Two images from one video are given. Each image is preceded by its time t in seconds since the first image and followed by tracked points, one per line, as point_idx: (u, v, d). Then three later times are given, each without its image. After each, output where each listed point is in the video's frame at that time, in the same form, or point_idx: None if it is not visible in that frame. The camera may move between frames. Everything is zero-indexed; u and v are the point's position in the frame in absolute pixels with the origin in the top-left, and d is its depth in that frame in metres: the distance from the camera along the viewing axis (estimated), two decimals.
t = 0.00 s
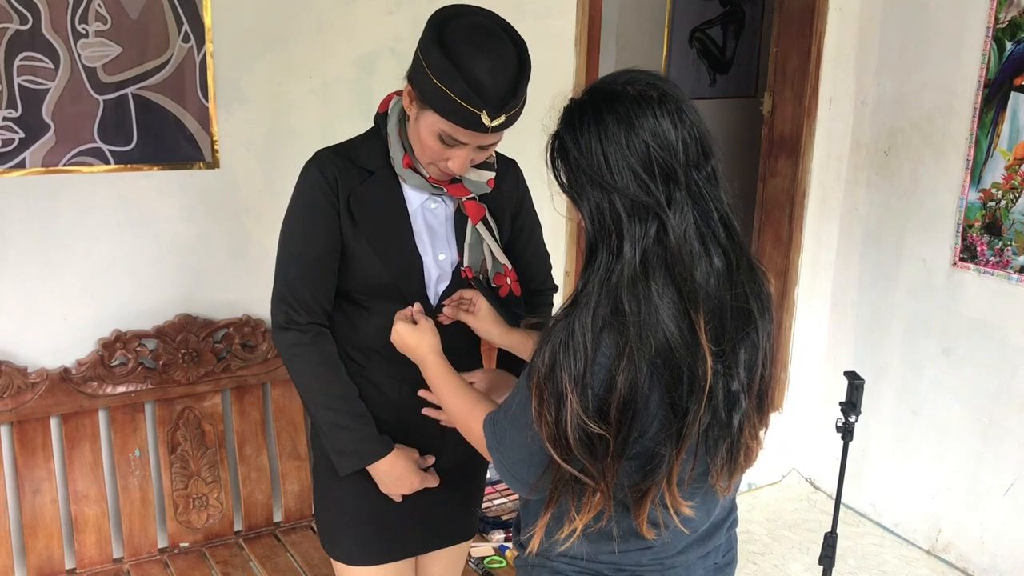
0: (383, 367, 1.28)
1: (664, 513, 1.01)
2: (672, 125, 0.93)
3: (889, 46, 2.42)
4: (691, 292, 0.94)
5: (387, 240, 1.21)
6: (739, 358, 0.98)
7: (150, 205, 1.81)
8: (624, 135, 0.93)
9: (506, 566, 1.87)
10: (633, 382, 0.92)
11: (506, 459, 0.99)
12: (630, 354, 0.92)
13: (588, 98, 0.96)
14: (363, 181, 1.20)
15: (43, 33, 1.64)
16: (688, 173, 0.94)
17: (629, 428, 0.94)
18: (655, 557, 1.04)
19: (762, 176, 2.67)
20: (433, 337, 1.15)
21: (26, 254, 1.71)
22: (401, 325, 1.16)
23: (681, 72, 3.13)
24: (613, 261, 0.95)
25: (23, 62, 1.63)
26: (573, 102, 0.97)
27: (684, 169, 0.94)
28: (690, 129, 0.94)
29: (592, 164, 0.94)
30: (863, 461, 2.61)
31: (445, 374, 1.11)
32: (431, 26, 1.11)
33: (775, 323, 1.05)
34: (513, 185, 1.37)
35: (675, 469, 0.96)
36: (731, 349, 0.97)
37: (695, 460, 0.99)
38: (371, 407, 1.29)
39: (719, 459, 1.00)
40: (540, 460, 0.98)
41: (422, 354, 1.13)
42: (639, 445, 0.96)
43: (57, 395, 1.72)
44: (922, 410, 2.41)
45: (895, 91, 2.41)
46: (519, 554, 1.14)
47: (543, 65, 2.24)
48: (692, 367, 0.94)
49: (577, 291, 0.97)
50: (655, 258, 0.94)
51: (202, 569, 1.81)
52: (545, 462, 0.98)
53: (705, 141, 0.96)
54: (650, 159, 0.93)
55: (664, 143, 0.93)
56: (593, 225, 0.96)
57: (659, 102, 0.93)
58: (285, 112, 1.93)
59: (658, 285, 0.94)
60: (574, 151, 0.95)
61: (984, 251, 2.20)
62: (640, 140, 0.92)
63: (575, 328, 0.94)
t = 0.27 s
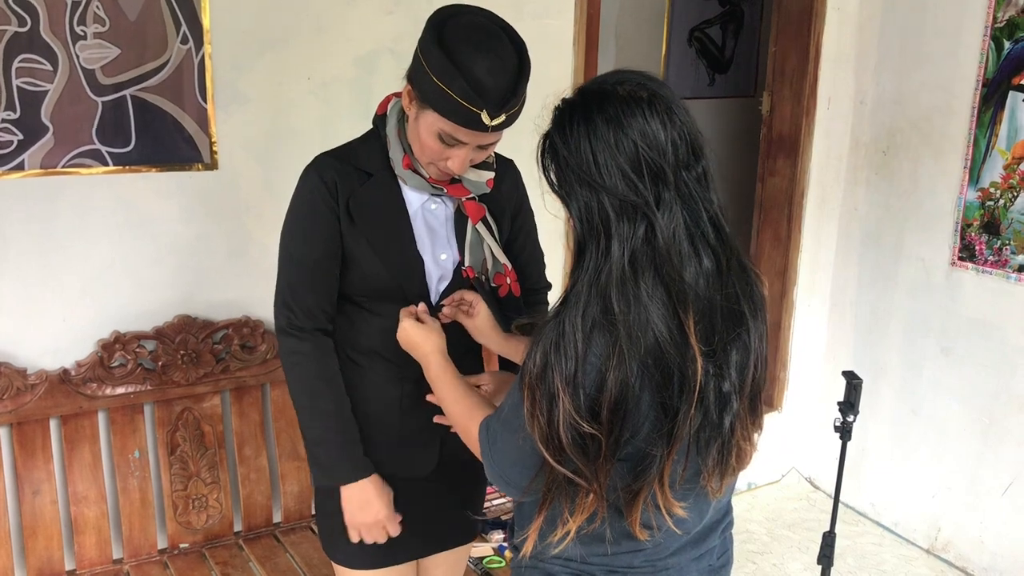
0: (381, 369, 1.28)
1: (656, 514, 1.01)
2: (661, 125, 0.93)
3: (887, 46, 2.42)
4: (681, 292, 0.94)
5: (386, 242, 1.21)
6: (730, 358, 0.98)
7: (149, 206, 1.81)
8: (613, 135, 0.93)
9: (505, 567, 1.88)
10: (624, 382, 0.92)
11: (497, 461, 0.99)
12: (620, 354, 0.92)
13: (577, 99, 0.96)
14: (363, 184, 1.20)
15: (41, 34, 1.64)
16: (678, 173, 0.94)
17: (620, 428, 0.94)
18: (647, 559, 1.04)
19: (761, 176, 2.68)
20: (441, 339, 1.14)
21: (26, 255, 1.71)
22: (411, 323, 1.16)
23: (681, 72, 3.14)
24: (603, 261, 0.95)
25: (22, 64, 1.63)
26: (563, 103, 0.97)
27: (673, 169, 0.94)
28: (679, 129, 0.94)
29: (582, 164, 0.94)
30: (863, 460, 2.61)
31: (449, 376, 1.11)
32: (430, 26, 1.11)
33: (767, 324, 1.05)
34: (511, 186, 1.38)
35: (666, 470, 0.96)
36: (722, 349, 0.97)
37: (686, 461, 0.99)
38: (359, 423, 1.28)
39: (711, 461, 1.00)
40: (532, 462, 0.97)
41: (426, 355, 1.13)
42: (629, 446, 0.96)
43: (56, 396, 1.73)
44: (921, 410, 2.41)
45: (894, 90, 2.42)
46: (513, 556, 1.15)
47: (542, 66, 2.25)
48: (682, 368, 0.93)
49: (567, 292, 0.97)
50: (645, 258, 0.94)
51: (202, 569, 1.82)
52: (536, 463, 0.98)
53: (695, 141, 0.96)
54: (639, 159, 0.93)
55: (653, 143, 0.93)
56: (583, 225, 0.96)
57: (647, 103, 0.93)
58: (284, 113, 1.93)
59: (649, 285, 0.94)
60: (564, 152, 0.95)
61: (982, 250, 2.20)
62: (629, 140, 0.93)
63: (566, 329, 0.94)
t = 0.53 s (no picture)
0: (380, 373, 1.28)
1: (649, 515, 1.02)
2: (648, 129, 0.94)
3: (883, 46, 2.43)
4: (671, 295, 0.94)
5: (384, 246, 1.21)
6: (721, 359, 0.98)
7: (147, 211, 1.82)
8: (601, 140, 0.93)
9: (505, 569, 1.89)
10: (617, 386, 0.92)
11: (490, 467, 0.99)
12: (611, 358, 0.92)
13: (565, 104, 0.97)
14: (359, 189, 1.20)
15: (39, 41, 1.65)
16: (666, 178, 0.95)
17: (612, 431, 0.94)
18: (641, 562, 1.04)
19: (758, 177, 2.68)
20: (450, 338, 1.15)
21: (25, 261, 1.72)
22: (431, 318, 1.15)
23: (678, 74, 3.14)
24: (593, 266, 0.96)
25: (19, 71, 1.64)
26: (550, 108, 0.98)
27: (661, 173, 0.95)
28: (666, 133, 0.95)
29: (570, 169, 0.95)
30: (862, 460, 2.61)
31: (449, 380, 1.11)
32: (423, 30, 1.12)
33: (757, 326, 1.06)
34: (506, 191, 1.38)
35: (659, 471, 0.96)
36: (713, 351, 0.98)
37: (678, 462, 1.00)
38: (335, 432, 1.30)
39: (703, 461, 1.01)
40: (526, 467, 0.98)
41: (434, 354, 1.12)
42: (622, 448, 0.97)
43: (56, 402, 1.73)
44: (920, 409, 2.42)
45: (890, 90, 2.42)
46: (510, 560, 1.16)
47: (538, 69, 2.25)
48: (673, 370, 0.94)
49: (558, 297, 0.97)
50: (635, 262, 0.94)
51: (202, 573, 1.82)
52: (531, 468, 0.98)
53: (682, 144, 0.96)
54: (627, 163, 0.93)
55: (641, 147, 0.93)
56: (572, 230, 0.97)
57: (634, 108, 0.94)
58: (281, 118, 1.94)
59: (639, 289, 0.94)
60: (553, 157, 0.96)
61: (979, 250, 2.20)
62: (616, 144, 0.93)
63: (557, 333, 0.94)
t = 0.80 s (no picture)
0: (378, 375, 1.29)
1: (646, 517, 1.02)
2: (641, 131, 0.94)
3: (881, 46, 2.43)
4: (664, 297, 0.95)
5: (379, 249, 1.22)
6: (716, 361, 0.99)
7: (147, 217, 1.82)
8: (593, 142, 0.93)
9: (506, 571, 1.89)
10: (610, 387, 0.93)
11: (485, 466, 0.99)
12: (604, 360, 0.93)
13: (558, 106, 0.97)
14: (355, 193, 1.21)
15: (38, 48, 1.65)
16: (659, 179, 0.95)
17: (606, 433, 0.95)
18: (641, 562, 1.04)
19: (757, 177, 2.68)
20: (433, 344, 1.16)
21: (25, 268, 1.72)
22: (418, 320, 1.16)
23: (677, 75, 3.15)
24: (586, 268, 0.96)
25: (19, 78, 1.64)
26: (543, 110, 0.98)
27: (655, 175, 0.95)
28: (660, 135, 0.95)
29: (563, 171, 0.95)
30: (864, 459, 2.61)
31: (436, 384, 1.11)
32: (414, 32, 1.12)
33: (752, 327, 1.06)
34: (502, 194, 1.39)
35: (654, 473, 0.97)
36: (707, 353, 0.98)
37: (674, 463, 1.00)
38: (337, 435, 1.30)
39: (699, 463, 1.01)
40: (522, 467, 0.98)
41: (416, 355, 1.13)
42: (616, 449, 0.97)
43: (58, 407, 1.73)
44: (921, 408, 2.42)
45: (889, 90, 2.42)
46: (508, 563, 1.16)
47: (536, 71, 2.26)
48: (667, 372, 0.94)
49: (552, 298, 0.98)
50: (628, 264, 0.95)
51: None
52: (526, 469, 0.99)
53: (675, 146, 0.96)
54: (619, 166, 0.94)
55: (633, 150, 0.94)
56: (565, 232, 0.97)
57: (627, 110, 0.94)
58: (280, 123, 1.94)
59: (632, 291, 0.94)
60: (546, 159, 0.96)
61: (979, 248, 2.20)
62: (609, 147, 0.93)
63: (550, 335, 0.95)
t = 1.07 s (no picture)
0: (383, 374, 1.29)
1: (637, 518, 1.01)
2: (633, 131, 0.94)
3: (884, 44, 2.43)
4: (653, 298, 0.94)
5: (384, 248, 1.22)
6: (708, 362, 0.98)
7: (152, 220, 1.83)
8: (584, 141, 0.93)
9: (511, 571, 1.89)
10: (596, 387, 0.93)
11: (476, 464, 1.00)
12: (591, 359, 0.93)
13: (550, 104, 0.97)
14: (359, 193, 1.21)
15: (42, 52, 1.65)
16: (650, 180, 0.95)
17: (593, 432, 0.95)
18: (638, 564, 1.03)
19: (761, 177, 2.68)
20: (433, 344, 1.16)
21: (31, 272, 1.73)
22: (419, 317, 1.16)
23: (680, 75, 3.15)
24: (574, 268, 0.97)
25: (23, 82, 1.65)
26: (537, 108, 0.98)
27: (645, 175, 0.95)
28: (652, 135, 0.94)
29: (553, 171, 0.95)
30: (870, 458, 2.60)
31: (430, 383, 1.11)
32: (416, 31, 1.13)
33: (750, 328, 1.05)
34: (505, 194, 1.39)
35: (643, 474, 0.96)
36: (699, 354, 0.97)
37: (665, 465, 0.99)
38: (344, 434, 1.30)
39: (694, 466, 1.00)
40: (512, 463, 0.99)
41: (417, 353, 1.13)
42: (605, 450, 0.97)
43: (64, 410, 1.74)
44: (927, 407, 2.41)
45: (892, 88, 2.42)
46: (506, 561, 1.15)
47: (538, 72, 2.26)
48: (655, 373, 0.94)
49: (542, 297, 0.98)
50: (616, 265, 0.95)
51: None
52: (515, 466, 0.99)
53: (668, 146, 0.96)
54: (610, 166, 0.94)
55: (624, 150, 0.94)
56: (555, 231, 0.97)
57: (618, 110, 0.94)
58: (283, 125, 1.94)
59: (619, 292, 0.95)
60: (537, 158, 0.96)
61: (984, 247, 2.20)
62: (600, 146, 0.93)
63: (538, 334, 0.95)
